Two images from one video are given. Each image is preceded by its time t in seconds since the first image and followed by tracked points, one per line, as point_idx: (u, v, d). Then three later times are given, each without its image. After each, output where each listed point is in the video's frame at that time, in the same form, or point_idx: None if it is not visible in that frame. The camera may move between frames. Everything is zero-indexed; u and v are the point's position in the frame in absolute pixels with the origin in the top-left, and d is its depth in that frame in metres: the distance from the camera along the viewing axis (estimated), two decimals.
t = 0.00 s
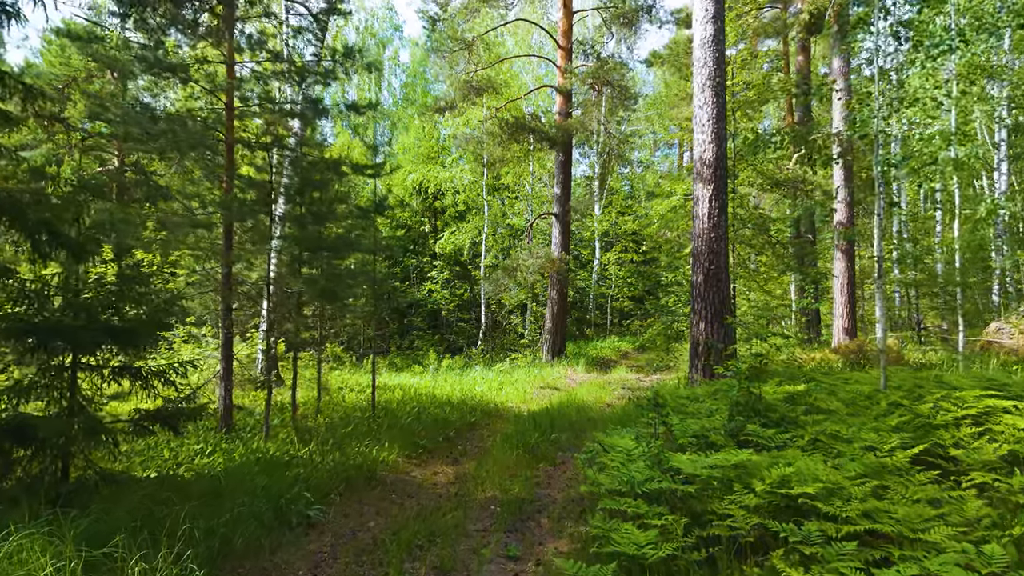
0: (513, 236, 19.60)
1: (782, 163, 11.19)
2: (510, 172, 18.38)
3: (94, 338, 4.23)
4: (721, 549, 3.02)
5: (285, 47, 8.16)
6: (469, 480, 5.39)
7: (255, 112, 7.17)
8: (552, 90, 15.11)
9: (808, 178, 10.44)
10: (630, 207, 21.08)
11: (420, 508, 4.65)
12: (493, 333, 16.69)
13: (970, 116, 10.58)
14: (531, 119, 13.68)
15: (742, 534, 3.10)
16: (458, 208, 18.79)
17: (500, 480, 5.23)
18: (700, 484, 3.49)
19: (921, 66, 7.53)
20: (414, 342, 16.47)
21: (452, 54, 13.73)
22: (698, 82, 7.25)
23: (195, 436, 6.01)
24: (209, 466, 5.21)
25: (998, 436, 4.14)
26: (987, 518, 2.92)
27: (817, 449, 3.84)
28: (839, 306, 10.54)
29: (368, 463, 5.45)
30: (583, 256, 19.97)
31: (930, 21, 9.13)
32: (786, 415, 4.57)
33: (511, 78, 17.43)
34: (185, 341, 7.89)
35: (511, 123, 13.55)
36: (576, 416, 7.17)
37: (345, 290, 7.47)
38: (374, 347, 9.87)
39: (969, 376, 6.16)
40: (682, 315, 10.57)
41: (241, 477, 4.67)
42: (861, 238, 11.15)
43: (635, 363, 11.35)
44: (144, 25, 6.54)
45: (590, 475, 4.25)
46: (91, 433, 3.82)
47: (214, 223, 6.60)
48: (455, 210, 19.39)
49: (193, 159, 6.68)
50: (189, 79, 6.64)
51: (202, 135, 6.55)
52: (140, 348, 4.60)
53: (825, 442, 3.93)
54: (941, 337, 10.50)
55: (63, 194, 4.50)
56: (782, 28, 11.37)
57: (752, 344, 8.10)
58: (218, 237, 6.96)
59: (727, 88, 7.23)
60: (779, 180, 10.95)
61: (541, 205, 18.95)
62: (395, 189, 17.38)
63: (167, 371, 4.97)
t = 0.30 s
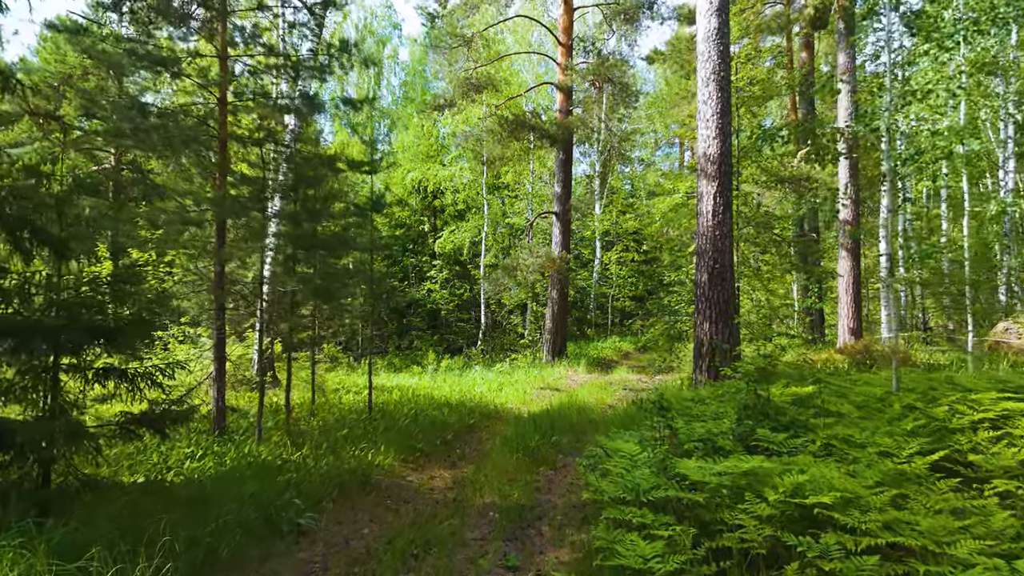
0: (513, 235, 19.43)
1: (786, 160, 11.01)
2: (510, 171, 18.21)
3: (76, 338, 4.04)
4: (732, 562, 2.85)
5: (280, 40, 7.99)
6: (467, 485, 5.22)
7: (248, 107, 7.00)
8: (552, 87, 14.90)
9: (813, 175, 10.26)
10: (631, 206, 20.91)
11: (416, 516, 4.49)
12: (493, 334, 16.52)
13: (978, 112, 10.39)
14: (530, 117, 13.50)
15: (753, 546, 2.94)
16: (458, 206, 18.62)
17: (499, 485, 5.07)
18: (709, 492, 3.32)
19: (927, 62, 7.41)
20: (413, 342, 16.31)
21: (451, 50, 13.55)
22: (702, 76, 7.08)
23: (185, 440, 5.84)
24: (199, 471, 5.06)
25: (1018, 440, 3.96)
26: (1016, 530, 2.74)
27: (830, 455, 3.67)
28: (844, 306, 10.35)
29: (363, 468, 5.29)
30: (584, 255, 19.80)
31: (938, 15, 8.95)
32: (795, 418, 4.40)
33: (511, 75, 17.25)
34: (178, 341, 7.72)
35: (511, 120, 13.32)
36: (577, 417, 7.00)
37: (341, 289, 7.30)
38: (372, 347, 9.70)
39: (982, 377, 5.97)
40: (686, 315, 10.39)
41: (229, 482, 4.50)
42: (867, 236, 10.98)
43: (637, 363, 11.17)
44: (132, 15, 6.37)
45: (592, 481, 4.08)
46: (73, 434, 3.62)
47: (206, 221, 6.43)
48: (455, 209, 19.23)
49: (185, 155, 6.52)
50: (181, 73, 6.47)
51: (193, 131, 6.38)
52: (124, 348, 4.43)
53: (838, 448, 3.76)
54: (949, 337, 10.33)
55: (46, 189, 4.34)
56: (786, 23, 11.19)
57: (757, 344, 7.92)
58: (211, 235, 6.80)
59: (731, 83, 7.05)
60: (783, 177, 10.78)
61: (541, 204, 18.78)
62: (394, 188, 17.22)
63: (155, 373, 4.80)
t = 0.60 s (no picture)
0: (513, 234, 19.27)
1: (791, 157, 10.85)
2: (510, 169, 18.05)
3: (59, 338, 3.88)
4: None
5: (275, 34, 7.82)
6: (466, 490, 5.05)
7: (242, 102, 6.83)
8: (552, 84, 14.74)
9: (819, 172, 10.08)
10: (631, 205, 20.75)
11: (412, 523, 4.33)
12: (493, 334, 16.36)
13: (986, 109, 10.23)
14: (531, 114, 13.34)
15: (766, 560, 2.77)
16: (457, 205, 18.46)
17: (498, 491, 4.91)
18: (718, 501, 3.17)
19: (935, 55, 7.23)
20: (412, 342, 16.17)
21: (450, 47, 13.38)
22: (707, 70, 6.89)
23: (176, 443, 5.68)
24: (188, 476, 4.90)
25: None
26: None
27: (844, 462, 3.51)
28: (850, 306, 10.19)
29: (358, 473, 5.12)
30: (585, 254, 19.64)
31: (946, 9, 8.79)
32: (805, 422, 4.23)
33: (511, 73, 17.08)
34: (172, 342, 7.59)
35: (511, 118, 13.19)
36: (578, 420, 6.84)
37: (337, 288, 7.14)
38: (370, 348, 9.54)
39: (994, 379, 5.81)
40: (689, 314, 10.24)
41: (218, 489, 4.34)
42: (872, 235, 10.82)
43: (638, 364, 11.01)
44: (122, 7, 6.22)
45: (595, 489, 3.92)
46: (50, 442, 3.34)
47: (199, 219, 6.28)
48: (455, 208, 19.07)
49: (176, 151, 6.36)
50: (172, 67, 6.30)
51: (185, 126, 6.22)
52: (107, 344, 4.29)
53: (852, 454, 3.60)
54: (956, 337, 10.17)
55: (36, 185, 4.20)
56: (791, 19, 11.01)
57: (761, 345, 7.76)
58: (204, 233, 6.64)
59: (736, 77, 6.88)
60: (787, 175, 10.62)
61: (542, 202, 18.61)
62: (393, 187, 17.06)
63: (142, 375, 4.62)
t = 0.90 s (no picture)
0: (513, 234, 19.09)
1: (796, 155, 10.67)
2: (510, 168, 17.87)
3: (37, 338, 3.72)
4: None
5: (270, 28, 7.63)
6: (464, 496, 4.88)
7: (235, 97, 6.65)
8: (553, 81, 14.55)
9: (827, 170, 9.90)
10: (632, 205, 20.57)
11: (408, 532, 4.16)
12: (493, 334, 16.19)
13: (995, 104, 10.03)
14: (531, 111, 13.16)
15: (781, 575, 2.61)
16: (456, 205, 18.29)
17: (498, 496, 4.74)
18: (729, 510, 3.00)
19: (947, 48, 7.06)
20: (412, 343, 16.01)
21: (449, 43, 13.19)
22: (711, 64, 6.72)
23: (166, 448, 5.51)
24: (177, 482, 4.73)
25: None
26: None
27: (860, 469, 3.35)
28: (856, 306, 10.00)
29: (352, 478, 4.96)
30: (586, 254, 19.46)
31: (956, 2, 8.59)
32: (818, 426, 4.07)
33: (511, 71, 16.90)
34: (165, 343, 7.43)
35: (511, 115, 13.02)
36: (580, 422, 6.68)
37: (334, 288, 6.98)
38: (367, 348, 9.37)
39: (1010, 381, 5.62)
40: (692, 315, 10.06)
41: (205, 496, 4.18)
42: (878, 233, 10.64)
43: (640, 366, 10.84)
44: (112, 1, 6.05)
45: (599, 496, 3.74)
46: (28, 444, 3.27)
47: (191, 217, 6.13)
48: (454, 207, 18.91)
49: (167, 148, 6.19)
50: (163, 60, 6.12)
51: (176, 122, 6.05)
52: (86, 348, 4.11)
53: (867, 461, 3.43)
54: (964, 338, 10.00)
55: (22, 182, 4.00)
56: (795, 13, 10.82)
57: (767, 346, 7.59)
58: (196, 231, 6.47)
59: (742, 70, 6.70)
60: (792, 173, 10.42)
61: (542, 201, 18.44)
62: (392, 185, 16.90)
63: (127, 376, 4.44)
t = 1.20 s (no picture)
0: (513, 233, 18.93)
1: (801, 151, 10.50)
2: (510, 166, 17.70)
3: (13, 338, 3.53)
4: None
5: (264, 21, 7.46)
6: (462, 502, 4.72)
7: (227, 91, 6.48)
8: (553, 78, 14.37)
9: (832, 167, 9.73)
10: (633, 204, 20.40)
11: (403, 540, 4.00)
12: (492, 334, 16.03)
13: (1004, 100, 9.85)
14: (532, 108, 12.99)
15: None
16: (456, 204, 18.12)
17: (496, 502, 4.59)
18: (740, 520, 2.85)
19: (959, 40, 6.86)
20: (410, 343, 15.84)
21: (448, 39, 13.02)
22: (716, 58, 6.55)
23: (155, 452, 5.35)
24: (164, 487, 4.58)
25: None
26: None
27: (877, 476, 3.19)
28: (862, 305, 9.83)
29: (347, 483, 4.80)
30: (586, 253, 19.29)
31: None
32: (831, 430, 3.90)
33: (511, 68, 16.73)
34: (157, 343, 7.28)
35: (511, 113, 12.84)
36: (581, 424, 6.51)
37: (329, 287, 6.81)
38: (365, 348, 9.21)
39: None
40: (695, 315, 9.89)
41: (192, 502, 4.03)
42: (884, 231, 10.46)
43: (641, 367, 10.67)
44: None
45: (601, 503, 3.59)
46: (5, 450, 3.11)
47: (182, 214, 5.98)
48: (454, 206, 18.74)
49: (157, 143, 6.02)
50: (153, 52, 5.95)
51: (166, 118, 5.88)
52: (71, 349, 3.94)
53: (884, 468, 3.27)
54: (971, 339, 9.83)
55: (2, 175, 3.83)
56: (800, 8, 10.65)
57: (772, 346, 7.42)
58: (188, 228, 6.31)
59: (747, 64, 6.53)
60: (796, 170, 10.24)
61: (542, 200, 18.27)
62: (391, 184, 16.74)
63: (113, 379, 4.26)
